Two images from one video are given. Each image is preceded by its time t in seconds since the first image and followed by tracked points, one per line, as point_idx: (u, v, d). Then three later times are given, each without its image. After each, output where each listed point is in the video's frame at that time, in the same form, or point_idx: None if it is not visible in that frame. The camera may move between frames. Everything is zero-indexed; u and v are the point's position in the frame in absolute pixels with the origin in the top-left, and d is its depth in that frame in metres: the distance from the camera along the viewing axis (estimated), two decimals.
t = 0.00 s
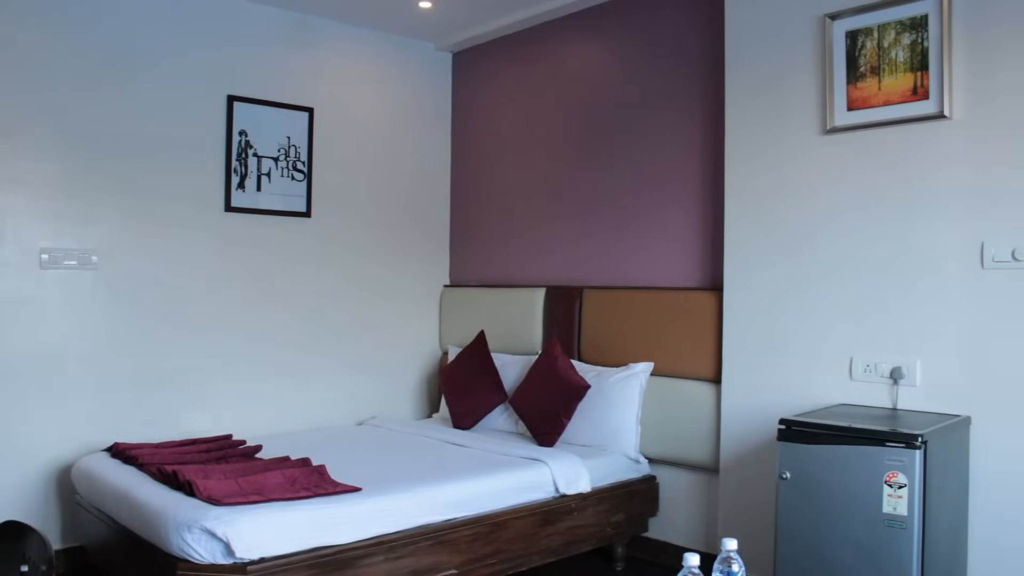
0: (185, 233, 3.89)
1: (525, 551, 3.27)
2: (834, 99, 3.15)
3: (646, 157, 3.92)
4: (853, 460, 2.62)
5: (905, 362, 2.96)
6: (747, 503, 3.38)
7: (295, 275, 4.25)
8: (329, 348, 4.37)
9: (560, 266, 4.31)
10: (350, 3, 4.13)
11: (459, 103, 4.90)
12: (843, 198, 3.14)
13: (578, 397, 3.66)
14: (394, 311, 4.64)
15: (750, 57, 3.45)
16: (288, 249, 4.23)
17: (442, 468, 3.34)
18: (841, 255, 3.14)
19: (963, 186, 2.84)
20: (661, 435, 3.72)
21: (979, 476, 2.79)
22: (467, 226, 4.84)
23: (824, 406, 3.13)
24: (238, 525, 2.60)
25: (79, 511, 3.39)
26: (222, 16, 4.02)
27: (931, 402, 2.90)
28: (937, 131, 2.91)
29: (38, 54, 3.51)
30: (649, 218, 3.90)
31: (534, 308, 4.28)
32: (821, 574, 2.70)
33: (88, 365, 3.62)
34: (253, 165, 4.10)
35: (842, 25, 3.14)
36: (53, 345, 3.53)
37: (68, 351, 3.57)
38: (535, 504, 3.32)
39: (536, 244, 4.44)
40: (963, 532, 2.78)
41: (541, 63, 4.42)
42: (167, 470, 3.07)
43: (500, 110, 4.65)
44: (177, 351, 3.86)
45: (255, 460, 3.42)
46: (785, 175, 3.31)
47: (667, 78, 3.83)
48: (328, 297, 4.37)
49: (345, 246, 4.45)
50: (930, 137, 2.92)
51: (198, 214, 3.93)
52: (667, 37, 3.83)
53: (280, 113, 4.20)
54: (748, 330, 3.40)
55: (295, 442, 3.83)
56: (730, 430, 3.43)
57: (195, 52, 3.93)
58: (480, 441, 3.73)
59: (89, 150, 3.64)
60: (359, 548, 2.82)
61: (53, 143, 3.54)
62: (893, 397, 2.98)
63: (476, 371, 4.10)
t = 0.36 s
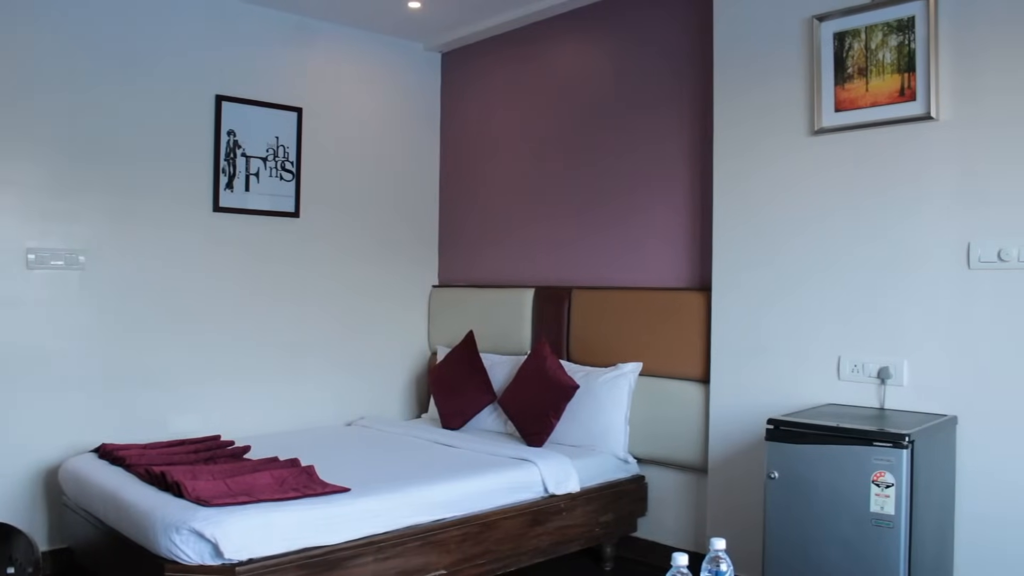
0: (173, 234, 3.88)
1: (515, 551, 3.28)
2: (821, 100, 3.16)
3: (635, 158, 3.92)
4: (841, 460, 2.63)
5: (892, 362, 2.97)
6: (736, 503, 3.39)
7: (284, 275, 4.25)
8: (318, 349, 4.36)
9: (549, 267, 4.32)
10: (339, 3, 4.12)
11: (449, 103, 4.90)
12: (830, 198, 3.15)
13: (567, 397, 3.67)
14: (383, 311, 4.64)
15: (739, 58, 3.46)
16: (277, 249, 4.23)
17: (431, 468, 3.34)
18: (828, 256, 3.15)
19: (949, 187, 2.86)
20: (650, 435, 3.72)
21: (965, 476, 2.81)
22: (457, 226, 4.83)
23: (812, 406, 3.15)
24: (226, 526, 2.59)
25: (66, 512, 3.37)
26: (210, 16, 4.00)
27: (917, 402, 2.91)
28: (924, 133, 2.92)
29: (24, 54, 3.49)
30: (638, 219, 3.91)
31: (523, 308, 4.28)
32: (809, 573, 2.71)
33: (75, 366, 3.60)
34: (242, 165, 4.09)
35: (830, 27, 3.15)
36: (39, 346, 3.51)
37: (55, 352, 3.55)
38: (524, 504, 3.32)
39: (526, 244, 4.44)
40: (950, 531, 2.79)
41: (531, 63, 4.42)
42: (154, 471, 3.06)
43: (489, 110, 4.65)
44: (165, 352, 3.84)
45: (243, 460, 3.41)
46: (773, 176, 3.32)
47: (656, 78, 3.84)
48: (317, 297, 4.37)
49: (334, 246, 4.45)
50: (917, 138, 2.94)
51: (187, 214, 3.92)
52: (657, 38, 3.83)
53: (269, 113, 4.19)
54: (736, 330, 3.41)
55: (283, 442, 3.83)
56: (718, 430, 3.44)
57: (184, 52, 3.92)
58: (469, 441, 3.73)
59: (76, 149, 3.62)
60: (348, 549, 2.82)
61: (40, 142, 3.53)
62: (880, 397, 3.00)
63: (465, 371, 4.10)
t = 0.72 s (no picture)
0: (161, 234, 3.86)
1: (504, 551, 3.28)
2: (809, 101, 3.18)
3: (624, 158, 3.93)
4: (829, 458, 2.64)
5: (880, 362, 2.98)
6: (724, 503, 3.40)
7: (273, 275, 4.24)
8: (307, 349, 4.36)
9: (539, 266, 4.32)
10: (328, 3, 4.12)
11: (438, 103, 4.89)
12: (818, 199, 3.16)
13: (556, 397, 3.67)
14: (372, 311, 4.63)
15: (726, 59, 3.46)
16: (266, 249, 4.22)
17: (419, 468, 3.34)
18: (815, 256, 3.16)
19: (935, 187, 2.88)
20: (638, 434, 3.73)
21: (951, 475, 2.82)
22: (446, 226, 4.83)
23: (799, 406, 3.16)
24: (215, 526, 2.58)
25: (53, 514, 3.36)
26: (197, 15, 3.99)
27: (904, 401, 2.93)
28: (911, 133, 2.93)
29: (10, 53, 3.47)
30: (626, 219, 3.91)
31: (513, 308, 4.28)
32: (797, 572, 2.72)
33: (62, 367, 3.58)
34: (230, 165, 4.07)
35: (818, 28, 3.16)
36: (26, 346, 3.49)
37: (41, 352, 3.53)
38: (513, 504, 3.32)
39: (515, 244, 4.44)
40: (936, 530, 2.80)
41: (520, 64, 4.42)
42: (142, 471, 3.04)
43: (479, 109, 4.65)
44: (154, 352, 3.83)
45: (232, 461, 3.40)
46: (760, 176, 3.34)
47: (646, 78, 3.84)
48: (306, 297, 4.36)
49: (323, 246, 4.44)
50: (903, 139, 2.95)
51: (175, 214, 3.91)
52: (646, 38, 3.84)
53: (257, 112, 4.18)
54: (724, 330, 3.42)
55: (271, 443, 3.82)
56: (706, 430, 3.45)
57: (172, 51, 3.91)
58: (458, 441, 3.73)
59: (63, 149, 3.60)
60: (336, 549, 2.82)
61: (26, 142, 3.51)
62: (867, 396, 3.01)
63: (454, 371, 4.09)
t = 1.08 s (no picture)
0: (149, 233, 3.85)
1: (492, 551, 3.27)
2: (796, 101, 3.19)
3: (613, 158, 3.93)
4: (816, 458, 2.64)
5: (866, 361, 3.00)
6: (712, 502, 3.40)
7: (261, 275, 4.22)
8: (296, 348, 4.35)
9: (528, 267, 4.32)
10: (316, 2, 4.11)
11: (426, 103, 4.88)
12: (805, 199, 3.17)
13: (544, 397, 3.67)
14: (361, 311, 4.62)
15: (713, 59, 3.47)
16: (255, 249, 4.21)
17: (408, 469, 3.33)
18: (803, 256, 3.17)
19: (922, 188, 2.89)
20: (627, 434, 3.73)
21: (936, 474, 2.84)
22: (435, 226, 4.82)
23: (786, 406, 3.17)
24: (202, 527, 2.57)
25: (39, 515, 3.34)
26: (185, 13, 3.97)
27: (891, 400, 2.94)
28: (897, 134, 2.95)
29: None
30: (614, 219, 3.92)
31: (501, 308, 4.28)
32: (784, 571, 2.73)
33: (47, 368, 3.56)
34: (217, 164, 4.06)
35: (805, 28, 3.17)
36: (11, 346, 3.47)
37: (27, 352, 3.51)
38: (501, 504, 3.32)
39: (503, 244, 4.44)
40: (922, 529, 2.82)
41: (508, 63, 4.42)
42: (129, 472, 3.03)
43: (467, 109, 4.64)
44: (141, 352, 3.81)
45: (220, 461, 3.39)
46: (748, 176, 3.35)
47: (634, 79, 3.85)
48: (295, 297, 4.35)
49: (311, 246, 4.43)
50: (890, 140, 2.96)
51: (162, 214, 3.89)
52: (635, 38, 3.84)
53: (246, 112, 4.17)
54: (712, 330, 3.43)
55: (259, 443, 3.81)
56: (694, 429, 3.45)
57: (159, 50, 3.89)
58: (446, 441, 3.73)
59: (49, 148, 3.58)
60: (324, 549, 2.81)
61: (12, 140, 3.48)
62: (855, 395, 3.02)
63: (443, 371, 4.09)
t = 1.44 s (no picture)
0: (136, 233, 3.83)
1: (481, 551, 3.27)
2: (784, 101, 3.19)
3: (601, 158, 3.93)
4: (804, 457, 2.65)
5: (853, 361, 3.01)
6: (700, 501, 3.41)
7: (249, 274, 4.21)
8: (284, 348, 4.34)
9: (516, 266, 4.31)
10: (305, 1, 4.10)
11: (415, 103, 4.88)
12: (792, 199, 3.19)
13: (533, 396, 3.67)
14: (349, 311, 4.62)
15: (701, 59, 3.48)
16: (243, 249, 4.19)
17: (395, 469, 3.33)
18: (790, 256, 3.18)
19: (907, 187, 2.90)
20: (615, 434, 3.74)
21: (922, 473, 2.85)
22: (423, 226, 4.81)
23: (773, 405, 3.18)
24: (190, 528, 2.56)
25: (24, 516, 3.32)
26: (172, 12, 3.96)
27: (877, 400, 2.95)
28: (883, 134, 2.96)
29: None
30: (602, 218, 3.92)
31: (490, 308, 4.28)
32: (772, 569, 2.74)
33: (33, 368, 3.54)
34: (205, 164, 4.05)
35: (793, 29, 3.18)
36: None
37: (12, 353, 3.49)
38: (490, 504, 3.31)
39: (492, 244, 4.44)
40: (909, 528, 2.83)
41: (497, 63, 4.42)
42: (115, 473, 3.02)
43: (456, 109, 4.64)
44: (128, 352, 3.80)
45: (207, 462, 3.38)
46: (735, 176, 3.35)
47: (622, 79, 3.85)
48: (284, 297, 4.34)
49: (300, 246, 4.42)
50: (876, 140, 2.97)
51: (150, 213, 3.88)
52: (623, 38, 3.85)
53: (234, 111, 4.15)
54: (700, 329, 3.43)
55: (246, 443, 3.79)
56: (682, 429, 3.46)
57: (147, 49, 3.88)
58: (434, 441, 3.72)
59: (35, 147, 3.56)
60: (312, 550, 2.80)
61: None
62: (842, 395, 3.03)
63: (431, 371, 4.08)
